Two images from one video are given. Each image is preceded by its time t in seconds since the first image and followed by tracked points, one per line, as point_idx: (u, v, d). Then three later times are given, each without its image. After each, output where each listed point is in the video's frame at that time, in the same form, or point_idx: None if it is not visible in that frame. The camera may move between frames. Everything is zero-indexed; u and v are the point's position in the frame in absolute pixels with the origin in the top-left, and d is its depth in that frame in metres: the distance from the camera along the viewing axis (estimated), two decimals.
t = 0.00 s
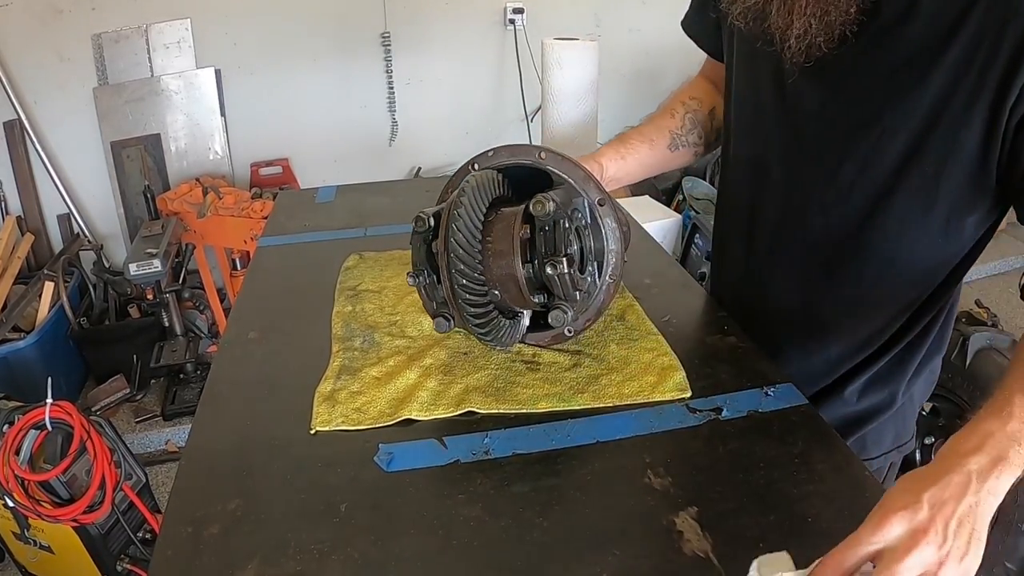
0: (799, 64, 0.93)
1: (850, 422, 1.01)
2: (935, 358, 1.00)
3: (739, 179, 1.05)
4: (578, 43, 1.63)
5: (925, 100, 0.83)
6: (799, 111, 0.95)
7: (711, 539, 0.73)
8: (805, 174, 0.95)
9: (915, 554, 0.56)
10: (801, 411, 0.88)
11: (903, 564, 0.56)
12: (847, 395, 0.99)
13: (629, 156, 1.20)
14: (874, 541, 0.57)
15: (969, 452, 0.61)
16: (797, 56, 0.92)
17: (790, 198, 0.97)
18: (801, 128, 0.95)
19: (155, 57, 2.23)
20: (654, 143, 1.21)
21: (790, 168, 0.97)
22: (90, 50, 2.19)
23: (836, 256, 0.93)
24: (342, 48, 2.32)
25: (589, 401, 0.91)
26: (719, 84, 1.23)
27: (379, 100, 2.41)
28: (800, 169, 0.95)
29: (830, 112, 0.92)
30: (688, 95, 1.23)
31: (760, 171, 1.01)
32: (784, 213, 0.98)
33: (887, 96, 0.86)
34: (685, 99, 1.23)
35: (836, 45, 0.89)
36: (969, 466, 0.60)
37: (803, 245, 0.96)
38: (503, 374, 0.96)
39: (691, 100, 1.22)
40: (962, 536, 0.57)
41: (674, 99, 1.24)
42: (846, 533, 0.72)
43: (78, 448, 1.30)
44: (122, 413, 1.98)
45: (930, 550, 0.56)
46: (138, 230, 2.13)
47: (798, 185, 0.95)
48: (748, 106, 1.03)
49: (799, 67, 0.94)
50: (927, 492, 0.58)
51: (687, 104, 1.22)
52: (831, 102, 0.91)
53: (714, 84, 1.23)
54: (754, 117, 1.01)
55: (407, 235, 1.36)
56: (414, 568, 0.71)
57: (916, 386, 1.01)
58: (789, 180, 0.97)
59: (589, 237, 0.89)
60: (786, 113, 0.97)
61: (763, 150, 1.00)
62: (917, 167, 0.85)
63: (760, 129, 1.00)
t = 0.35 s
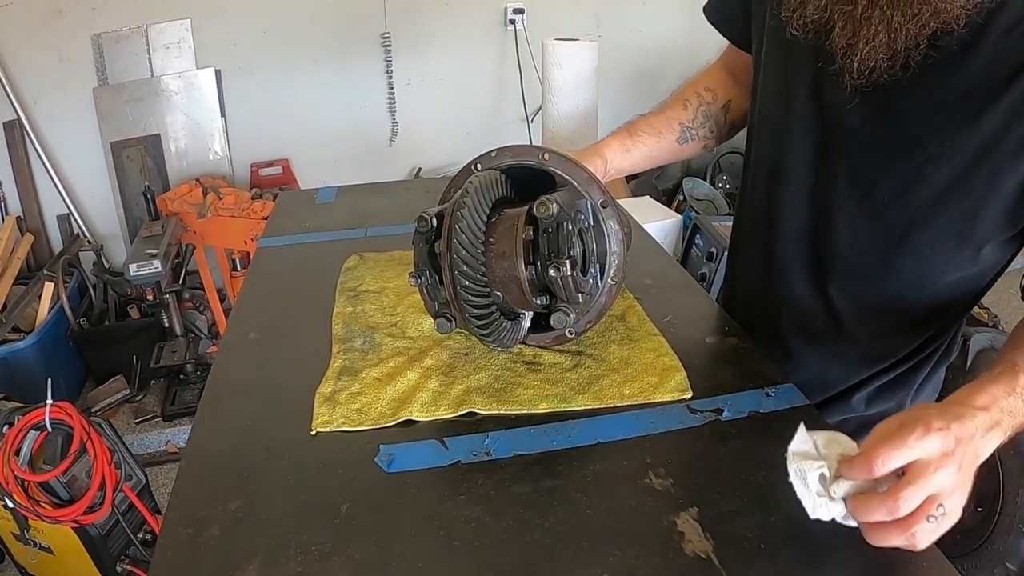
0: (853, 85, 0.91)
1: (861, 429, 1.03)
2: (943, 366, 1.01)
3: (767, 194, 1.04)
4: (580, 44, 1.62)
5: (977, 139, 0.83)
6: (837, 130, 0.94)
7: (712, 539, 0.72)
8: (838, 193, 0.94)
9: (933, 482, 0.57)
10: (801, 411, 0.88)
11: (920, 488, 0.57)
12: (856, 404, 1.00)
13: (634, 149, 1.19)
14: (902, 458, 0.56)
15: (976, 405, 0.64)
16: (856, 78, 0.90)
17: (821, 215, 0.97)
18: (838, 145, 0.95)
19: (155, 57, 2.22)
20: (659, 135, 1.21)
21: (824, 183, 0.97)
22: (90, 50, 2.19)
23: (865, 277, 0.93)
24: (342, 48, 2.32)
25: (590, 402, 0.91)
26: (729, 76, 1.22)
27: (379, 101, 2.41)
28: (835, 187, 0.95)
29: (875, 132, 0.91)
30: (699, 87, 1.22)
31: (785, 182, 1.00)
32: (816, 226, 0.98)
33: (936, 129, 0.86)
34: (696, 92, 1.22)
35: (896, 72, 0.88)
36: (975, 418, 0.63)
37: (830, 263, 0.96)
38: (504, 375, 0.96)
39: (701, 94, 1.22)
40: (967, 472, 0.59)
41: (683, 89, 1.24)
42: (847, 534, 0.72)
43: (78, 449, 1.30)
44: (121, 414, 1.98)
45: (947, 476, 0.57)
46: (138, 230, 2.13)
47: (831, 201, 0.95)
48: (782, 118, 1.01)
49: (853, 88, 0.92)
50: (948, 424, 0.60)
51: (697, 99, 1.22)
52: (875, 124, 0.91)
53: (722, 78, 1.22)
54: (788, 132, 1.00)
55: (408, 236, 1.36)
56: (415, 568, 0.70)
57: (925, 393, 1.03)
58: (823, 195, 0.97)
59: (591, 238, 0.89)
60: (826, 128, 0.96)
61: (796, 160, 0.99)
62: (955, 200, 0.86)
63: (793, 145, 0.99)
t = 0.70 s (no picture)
0: (815, 50, 0.95)
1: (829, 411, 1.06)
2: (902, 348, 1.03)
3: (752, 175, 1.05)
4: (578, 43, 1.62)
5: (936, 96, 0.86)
6: (809, 107, 0.97)
7: (712, 540, 0.72)
8: (816, 167, 0.96)
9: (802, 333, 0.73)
10: (800, 412, 0.88)
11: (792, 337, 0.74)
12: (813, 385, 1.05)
13: (654, 159, 1.18)
14: (780, 307, 0.72)
15: (875, 289, 0.78)
16: (816, 44, 0.94)
17: (804, 194, 0.98)
18: (813, 121, 0.96)
19: (154, 58, 2.22)
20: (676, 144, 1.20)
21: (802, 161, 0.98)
22: (90, 51, 2.19)
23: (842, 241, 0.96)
24: (342, 49, 2.32)
25: (589, 402, 0.91)
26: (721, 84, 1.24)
27: (378, 101, 2.41)
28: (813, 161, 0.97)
29: (844, 103, 0.93)
30: (696, 96, 1.24)
31: (768, 165, 1.02)
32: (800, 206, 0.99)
33: (899, 93, 0.88)
34: (694, 99, 1.24)
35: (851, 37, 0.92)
36: (871, 297, 0.77)
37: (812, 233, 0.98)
38: (503, 375, 0.96)
39: (699, 102, 1.23)
40: (845, 334, 0.75)
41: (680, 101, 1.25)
42: (846, 534, 0.72)
43: (78, 449, 1.30)
44: (121, 415, 1.98)
45: (817, 330, 0.74)
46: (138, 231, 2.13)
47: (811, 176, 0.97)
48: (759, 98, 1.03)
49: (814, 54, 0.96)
50: (839, 295, 0.75)
51: (698, 106, 1.23)
52: (846, 96, 0.93)
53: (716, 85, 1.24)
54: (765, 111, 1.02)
55: (407, 236, 1.36)
56: (415, 568, 0.70)
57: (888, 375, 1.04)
58: (801, 170, 0.98)
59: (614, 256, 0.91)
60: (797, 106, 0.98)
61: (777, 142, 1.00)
62: (921, 158, 0.88)
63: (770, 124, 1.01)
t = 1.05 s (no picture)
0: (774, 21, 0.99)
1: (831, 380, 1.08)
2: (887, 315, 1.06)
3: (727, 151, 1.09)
4: (575, 44, 1.61)
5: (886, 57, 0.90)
6: (778, 88, 1.02)
7: (712, 540, 0.72)
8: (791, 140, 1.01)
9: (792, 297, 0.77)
10: (801, 412, 0.88)
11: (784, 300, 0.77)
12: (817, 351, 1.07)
13: (639, 168, 1.19)
14: (772, 275, 0.76)
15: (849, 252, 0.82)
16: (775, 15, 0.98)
17: (786, 174, 1.03)
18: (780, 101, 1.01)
19: (154, 58, 2.22)
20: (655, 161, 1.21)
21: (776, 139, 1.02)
22: (90, 51, 2.18)
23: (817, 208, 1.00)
24: (342, 49, 2.32)
25: (590, 402, 0.90)
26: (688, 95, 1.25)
27: (378, 101, 2.41)
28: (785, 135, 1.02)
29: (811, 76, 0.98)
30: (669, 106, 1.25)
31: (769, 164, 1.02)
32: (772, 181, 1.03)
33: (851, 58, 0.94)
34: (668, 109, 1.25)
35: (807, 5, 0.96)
36: (846, 260, 0.81)
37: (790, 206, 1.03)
38: (504, 375, 0.96)
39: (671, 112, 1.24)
40: (828, 296, 0.79)
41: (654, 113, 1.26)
42: (847, 534, 0.72)
43: (77, 450, 1.29)
44: (120, 415, 1.98)
45: (805, 295, 0.77)
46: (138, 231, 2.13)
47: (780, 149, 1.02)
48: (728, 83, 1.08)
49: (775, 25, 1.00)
50: (818, 261, 0.78)
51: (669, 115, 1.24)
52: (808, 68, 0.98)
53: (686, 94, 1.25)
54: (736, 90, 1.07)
55: (407, 236, 1.36)
56: (415, 568, 0.70)
57: (883, 338, 1.07)
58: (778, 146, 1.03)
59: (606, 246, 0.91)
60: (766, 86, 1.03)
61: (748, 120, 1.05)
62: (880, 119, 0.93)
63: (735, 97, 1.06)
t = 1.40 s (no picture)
0: (840, 37, 0.91)
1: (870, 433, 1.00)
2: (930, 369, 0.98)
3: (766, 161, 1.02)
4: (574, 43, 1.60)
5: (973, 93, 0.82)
6: (836, 101, 0.93)
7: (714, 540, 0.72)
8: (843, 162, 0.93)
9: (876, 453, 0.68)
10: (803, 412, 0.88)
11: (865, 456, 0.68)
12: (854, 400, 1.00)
13: (600, 158, 1.19)
14: (849, 431, 0.67)
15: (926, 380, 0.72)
16: (843, 31, 0.89)
17: (832, 204, 0.94)
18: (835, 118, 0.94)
19: (154, 54, 2.21)
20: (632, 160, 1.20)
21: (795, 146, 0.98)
22: (90, 47, 2.18)
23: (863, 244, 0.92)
24: (343, 47, 2.31)
25: (591, 402, 0.90)
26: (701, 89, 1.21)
27: (379, 99, 2.40)
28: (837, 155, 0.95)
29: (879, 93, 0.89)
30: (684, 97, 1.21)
31: (772, 164, 1.02)
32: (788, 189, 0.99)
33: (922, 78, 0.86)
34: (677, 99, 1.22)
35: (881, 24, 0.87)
36: (922, 390, 0.72)
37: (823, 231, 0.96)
38: (505, 374, 0.96)
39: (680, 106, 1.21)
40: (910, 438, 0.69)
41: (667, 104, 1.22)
42: (850, 535, 0.72)
43: (78, 448, 1.29)
44: (120, 413, 1.98)
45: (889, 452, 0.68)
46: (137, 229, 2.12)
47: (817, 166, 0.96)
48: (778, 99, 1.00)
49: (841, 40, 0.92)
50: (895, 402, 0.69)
51: (670, 103, 1.21)
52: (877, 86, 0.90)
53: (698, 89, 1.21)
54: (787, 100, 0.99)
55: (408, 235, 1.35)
56: (417, 568, 0.70)
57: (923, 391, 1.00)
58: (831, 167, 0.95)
59: (546, 201, 0.86)
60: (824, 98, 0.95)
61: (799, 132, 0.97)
62: (956, 162, 0.85)
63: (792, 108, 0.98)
